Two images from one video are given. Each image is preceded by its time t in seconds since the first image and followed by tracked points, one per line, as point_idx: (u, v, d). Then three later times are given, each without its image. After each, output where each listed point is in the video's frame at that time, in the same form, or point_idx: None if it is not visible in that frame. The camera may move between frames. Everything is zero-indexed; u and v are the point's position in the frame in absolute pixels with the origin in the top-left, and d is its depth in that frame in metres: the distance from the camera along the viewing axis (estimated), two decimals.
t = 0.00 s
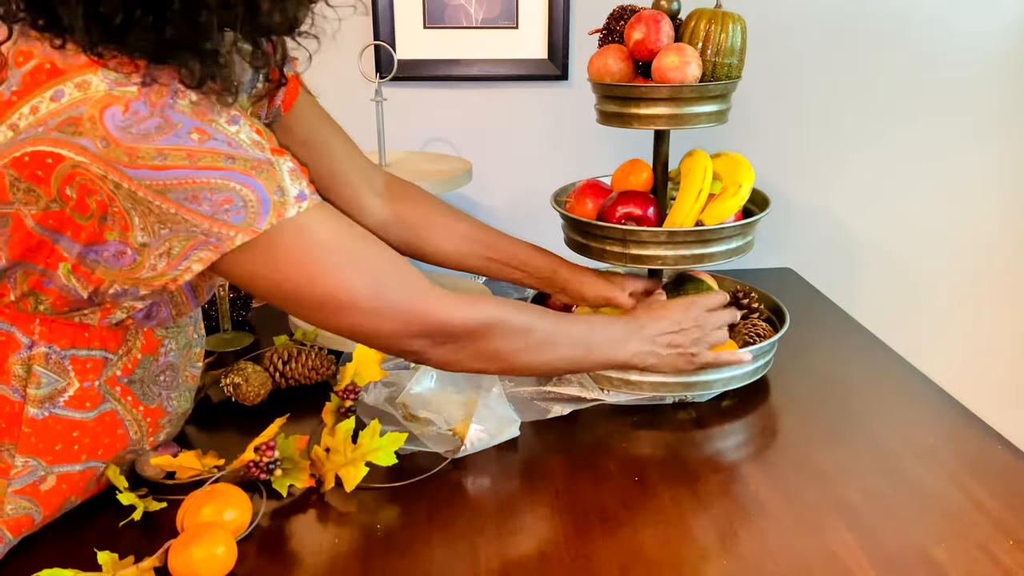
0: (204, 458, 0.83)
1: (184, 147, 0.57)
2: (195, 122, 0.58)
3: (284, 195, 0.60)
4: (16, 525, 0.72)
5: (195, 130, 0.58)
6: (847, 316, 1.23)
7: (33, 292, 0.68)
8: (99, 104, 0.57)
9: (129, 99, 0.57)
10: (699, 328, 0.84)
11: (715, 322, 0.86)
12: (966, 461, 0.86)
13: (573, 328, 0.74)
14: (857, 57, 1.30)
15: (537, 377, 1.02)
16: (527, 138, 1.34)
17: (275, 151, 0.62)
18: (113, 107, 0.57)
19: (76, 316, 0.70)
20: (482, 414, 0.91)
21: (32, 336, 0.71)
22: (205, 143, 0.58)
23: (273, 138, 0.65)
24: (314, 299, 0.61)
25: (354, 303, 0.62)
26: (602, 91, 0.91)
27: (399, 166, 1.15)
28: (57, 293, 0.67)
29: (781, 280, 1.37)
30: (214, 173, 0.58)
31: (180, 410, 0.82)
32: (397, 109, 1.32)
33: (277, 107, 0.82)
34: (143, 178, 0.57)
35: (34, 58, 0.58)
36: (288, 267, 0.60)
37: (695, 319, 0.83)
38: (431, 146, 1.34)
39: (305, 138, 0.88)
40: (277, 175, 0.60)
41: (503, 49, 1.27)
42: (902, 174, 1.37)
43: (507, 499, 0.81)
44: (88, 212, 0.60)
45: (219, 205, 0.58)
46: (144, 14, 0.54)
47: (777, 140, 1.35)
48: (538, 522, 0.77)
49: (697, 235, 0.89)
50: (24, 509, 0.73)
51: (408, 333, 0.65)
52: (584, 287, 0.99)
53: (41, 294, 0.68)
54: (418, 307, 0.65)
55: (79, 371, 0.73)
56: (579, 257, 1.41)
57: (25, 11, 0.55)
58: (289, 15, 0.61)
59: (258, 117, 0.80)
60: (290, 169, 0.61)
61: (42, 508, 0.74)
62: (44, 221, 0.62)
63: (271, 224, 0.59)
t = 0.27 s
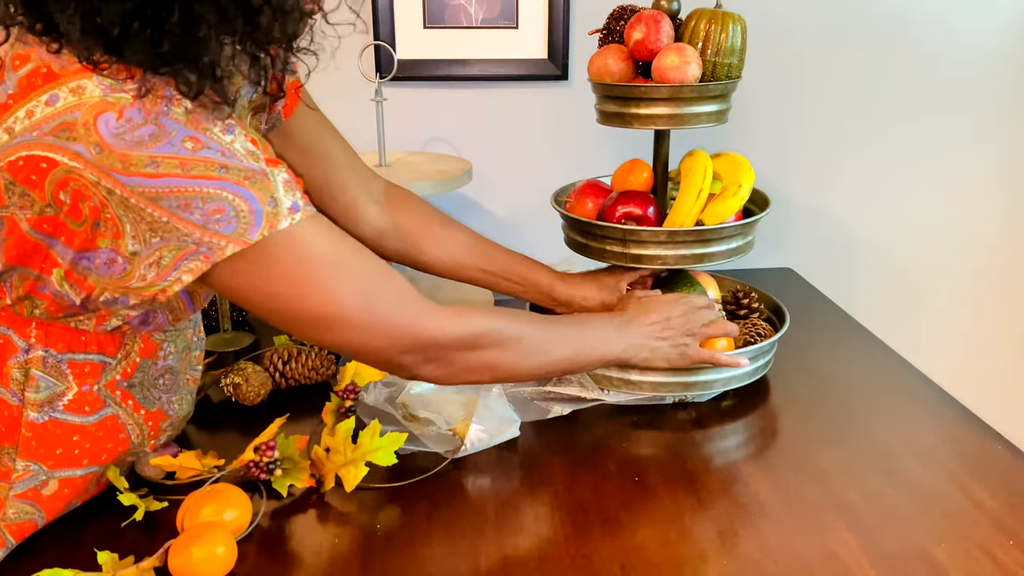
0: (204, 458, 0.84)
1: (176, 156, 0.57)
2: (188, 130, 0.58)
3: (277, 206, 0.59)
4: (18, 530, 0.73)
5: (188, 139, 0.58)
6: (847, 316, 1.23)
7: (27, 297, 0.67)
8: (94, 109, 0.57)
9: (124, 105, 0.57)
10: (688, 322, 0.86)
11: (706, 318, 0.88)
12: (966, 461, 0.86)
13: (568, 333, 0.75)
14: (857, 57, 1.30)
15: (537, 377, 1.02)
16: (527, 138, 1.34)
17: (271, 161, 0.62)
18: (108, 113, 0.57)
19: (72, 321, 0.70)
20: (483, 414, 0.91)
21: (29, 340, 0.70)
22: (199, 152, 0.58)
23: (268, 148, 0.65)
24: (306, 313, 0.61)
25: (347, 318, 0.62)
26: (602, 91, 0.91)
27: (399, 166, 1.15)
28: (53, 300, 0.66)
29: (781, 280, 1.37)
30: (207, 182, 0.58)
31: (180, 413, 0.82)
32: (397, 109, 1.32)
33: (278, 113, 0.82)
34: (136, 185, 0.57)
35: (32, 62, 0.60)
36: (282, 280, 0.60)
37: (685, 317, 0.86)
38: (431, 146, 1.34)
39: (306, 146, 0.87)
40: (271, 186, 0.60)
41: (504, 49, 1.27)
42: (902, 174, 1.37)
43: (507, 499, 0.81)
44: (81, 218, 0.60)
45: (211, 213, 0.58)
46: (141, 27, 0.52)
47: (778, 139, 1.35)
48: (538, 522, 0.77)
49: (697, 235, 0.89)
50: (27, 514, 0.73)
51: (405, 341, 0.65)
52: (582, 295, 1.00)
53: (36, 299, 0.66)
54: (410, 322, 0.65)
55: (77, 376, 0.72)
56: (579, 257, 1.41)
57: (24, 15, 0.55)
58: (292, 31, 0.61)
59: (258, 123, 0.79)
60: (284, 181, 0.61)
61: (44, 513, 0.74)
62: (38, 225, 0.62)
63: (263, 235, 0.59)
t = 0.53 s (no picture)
0: (204, 458, 0.84)
1: (163, 164, 0.57)
2: (177, 139, 0.58)
3: (264, 218, 0.59)
4: (18, 534, 0.73)
5: (176, 147, 0.58)
6: (847, 316, 1.23)
7: (20, 301, 0.67)
8: (82, 115, 0.57)
9: (112, 111, 0.57)
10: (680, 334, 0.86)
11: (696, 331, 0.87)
12: (966, 461, 0.86)
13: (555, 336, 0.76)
14: (857, 57, 1.31)
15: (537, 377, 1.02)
16: (527, 138, 1.34)
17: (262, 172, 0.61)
18: (96, 119, 0.57)
19: (63, 324, 0.69)
20: (483, 414, 0.90)
21: (23, 343, 0.70)
22: (186, 161, 0.58)
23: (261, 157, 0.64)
24: (290, 327, 0.61)
25: (331, 333, 0.62)
26: (602, 91, 0.91)
27: (398, 167, 1.15)
28: (45, 305, 0.66)
29: (781, 280, 1.37)
30: (193, 192, 0.57)
31: (179, 415, 0.83)
32: (397, 109, 1.32)
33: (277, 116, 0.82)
34: (122, 192, 0.57)
35: (23, 65, 0.60)
36: (268, 292, 0.60)
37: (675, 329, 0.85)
38: (431, 146, 1.34)
39: (303, 150, 0.87)
40: (259, 198, 0.59)
41: (504, 49, 1.27)
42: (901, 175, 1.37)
43: (507, 499, 0.81)
44: (69, 224, 0.59)
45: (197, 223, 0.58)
46: (130, 35, 0.53)
47: (778, 139, 1.35)
48: (538, 523, 0.77)
49: (697, 236, 0.89)
50: (27, 517, 0.73)
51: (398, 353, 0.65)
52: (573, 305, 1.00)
53: (28, 303, 0.66)
54: (394, 339, 0.65)
55: (73, 378, 0.72)
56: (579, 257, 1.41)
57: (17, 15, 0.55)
58: (288, 40, 0.60)
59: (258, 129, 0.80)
60: (274, 193, 0.61)
61: (45, 516, 0.74)
62: (29, 229, 0.62)
63: (249, 246, 0.58)
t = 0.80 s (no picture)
0: (205, 458, 0.84)
1: (169, 168, 0.57)
2: (183, 143, 0.58)
3: (268, 221, 0.59)
4: (19, 535, 0.73)
5: (182, 152, 0.58)
6: (847, 316, 1.23)
7: (23, 304, 0.67)
8: (89, 119, 0.57)
9: (119, 116, 0.57)
10: (678, 336, 0.83)
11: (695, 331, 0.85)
12: (966, 461, 0.86)
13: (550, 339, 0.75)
14: (857, 57, 1.30)
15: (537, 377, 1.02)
16: (527, 138, 1.34)
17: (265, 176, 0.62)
18: (102, 123, 0.57)
19: (67, 325, 0.70)
20: (483, 414, 0.91)
21: (26, 343, 0.70)
22: (192, 165, 0.58)
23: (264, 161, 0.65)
24: (292, 329, 0.61)
25: (333, 335, 0.62)
26: (602, 91, 0.91)
27: (398, 167, 1.15)
28: (49, 308, 0.66)
29: (781, 280, 1.37)
30: (199, 196, 0.58)
31: (181, 416, 0.83)
32: (397, 109, 1.32)
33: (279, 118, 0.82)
34: (128, 196, 0.57)
35: (29, 68, 0.60)
36: (270, 295, 0.60)
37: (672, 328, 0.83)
38: (431, 146, 1.34)
39: (303, 152, 0.87)
40: (263, 201, 0.59)
41: (503, 49, 1.27)
42: (901, 174, 1.37)
43: (506, 499, 0.81)
44: (74, 227, 0.59)
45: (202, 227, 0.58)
46: (140, 42, 0.52)
47: (778, 139, 1.35)
48: (538, 523, 0.77)
49: (697, 236, 0.89)
50: (29, 518, 0.73)
51: (400, 352, 0.65)
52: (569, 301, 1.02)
53: (31, 306, 0.66)
54: (395, 341, 0.65)
55: (76, 379, 0.72)
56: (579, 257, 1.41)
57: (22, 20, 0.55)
58: (292, 42, 0.61)
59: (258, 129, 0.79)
60: (277, 197, 0.61)
61: (46, 516, 0.74)
62: (34, 232, 0.61)
63: (253, 250, 0.58)
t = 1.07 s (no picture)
0: (205, 458, 0.84)
1: (170, 167, 0.57)
2: (185, 142, 0.58)
3: (269, 217, 0.59)
4: (19, 535, 0.73)
5: (184, 150, 0.57)
6: (847, 316, 1.23)
7: (24, 303, 0.67)
8: (89, 119, 0.56)
9: (120, 115, 0.56)
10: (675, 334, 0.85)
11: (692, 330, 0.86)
12: (966, 461, 0.86)
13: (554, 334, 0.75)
14: (857, 57, 1.31)
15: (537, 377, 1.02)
16: (527, 138, 1.34)
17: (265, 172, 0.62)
18: (103, 122, 0.56)
19: (67, 324, 0.70)
20: (483, 414, 0.91)
21: (26, 343, 0.70)
22: (194, 163, 0.57)
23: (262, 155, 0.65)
24: (297, 324, 0.61)
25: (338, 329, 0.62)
26: (602, 91, 0.91)
27: (398, 167, 1.15)
28: (51, 307, 0.66)
29: (781, 280, 1.37)
30: (201, 194, 0.57)
31: (181, 415, 0.83)
32: (397, 109, 1.32)
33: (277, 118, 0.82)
34: (130, 195, 0.57)
35: (28, 68, 0.59)
36: (274, 290, 0.60)
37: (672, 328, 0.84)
38: (431, 146, 1.34)
39: (303, 152, 0.87)
40: (264, 197, 0.59)
41: (503, 49, 1.27)
42: (902, 174, 1.37)
43: (507, 499, 0.81)
44: (76, 226, 0.59)
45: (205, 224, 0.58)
46: (140, 41, 0.52)
47: (778, 139, 1.35)
48: (538, 522, 0.77)
49: (696, 236, 0.89)
50: (28, 517, 0.73)
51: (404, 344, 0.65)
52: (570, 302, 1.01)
53: (32, 304, 0.67)
54: (399, 332, 0.65)
55: (76, 377, 0.72)
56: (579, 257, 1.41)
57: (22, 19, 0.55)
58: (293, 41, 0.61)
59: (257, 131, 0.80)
60: (278, 192, 0.61)
61: (46, 515, 0.74)
62: (34, 231, 0.61)
63: (256, 245, 0.59)
